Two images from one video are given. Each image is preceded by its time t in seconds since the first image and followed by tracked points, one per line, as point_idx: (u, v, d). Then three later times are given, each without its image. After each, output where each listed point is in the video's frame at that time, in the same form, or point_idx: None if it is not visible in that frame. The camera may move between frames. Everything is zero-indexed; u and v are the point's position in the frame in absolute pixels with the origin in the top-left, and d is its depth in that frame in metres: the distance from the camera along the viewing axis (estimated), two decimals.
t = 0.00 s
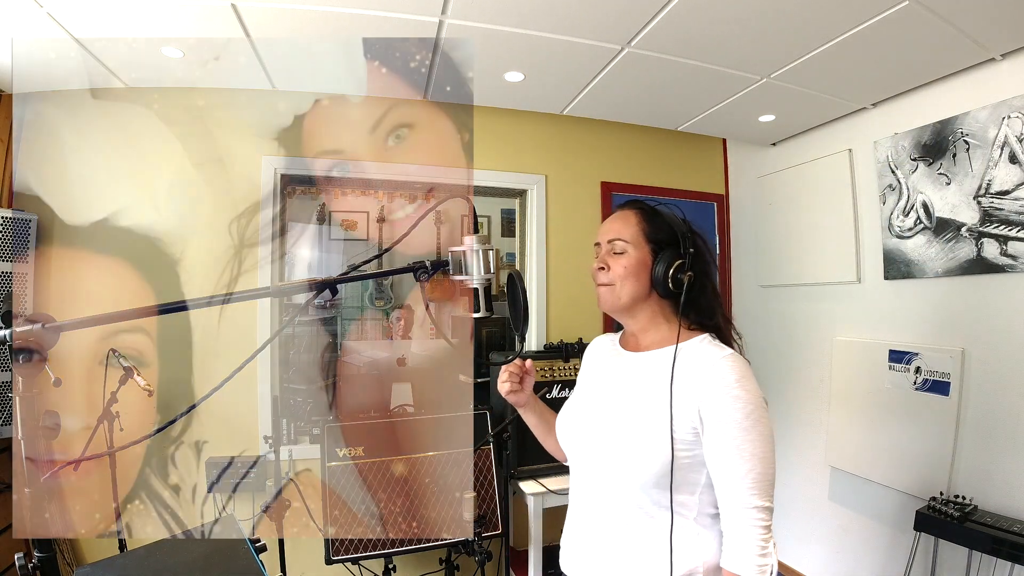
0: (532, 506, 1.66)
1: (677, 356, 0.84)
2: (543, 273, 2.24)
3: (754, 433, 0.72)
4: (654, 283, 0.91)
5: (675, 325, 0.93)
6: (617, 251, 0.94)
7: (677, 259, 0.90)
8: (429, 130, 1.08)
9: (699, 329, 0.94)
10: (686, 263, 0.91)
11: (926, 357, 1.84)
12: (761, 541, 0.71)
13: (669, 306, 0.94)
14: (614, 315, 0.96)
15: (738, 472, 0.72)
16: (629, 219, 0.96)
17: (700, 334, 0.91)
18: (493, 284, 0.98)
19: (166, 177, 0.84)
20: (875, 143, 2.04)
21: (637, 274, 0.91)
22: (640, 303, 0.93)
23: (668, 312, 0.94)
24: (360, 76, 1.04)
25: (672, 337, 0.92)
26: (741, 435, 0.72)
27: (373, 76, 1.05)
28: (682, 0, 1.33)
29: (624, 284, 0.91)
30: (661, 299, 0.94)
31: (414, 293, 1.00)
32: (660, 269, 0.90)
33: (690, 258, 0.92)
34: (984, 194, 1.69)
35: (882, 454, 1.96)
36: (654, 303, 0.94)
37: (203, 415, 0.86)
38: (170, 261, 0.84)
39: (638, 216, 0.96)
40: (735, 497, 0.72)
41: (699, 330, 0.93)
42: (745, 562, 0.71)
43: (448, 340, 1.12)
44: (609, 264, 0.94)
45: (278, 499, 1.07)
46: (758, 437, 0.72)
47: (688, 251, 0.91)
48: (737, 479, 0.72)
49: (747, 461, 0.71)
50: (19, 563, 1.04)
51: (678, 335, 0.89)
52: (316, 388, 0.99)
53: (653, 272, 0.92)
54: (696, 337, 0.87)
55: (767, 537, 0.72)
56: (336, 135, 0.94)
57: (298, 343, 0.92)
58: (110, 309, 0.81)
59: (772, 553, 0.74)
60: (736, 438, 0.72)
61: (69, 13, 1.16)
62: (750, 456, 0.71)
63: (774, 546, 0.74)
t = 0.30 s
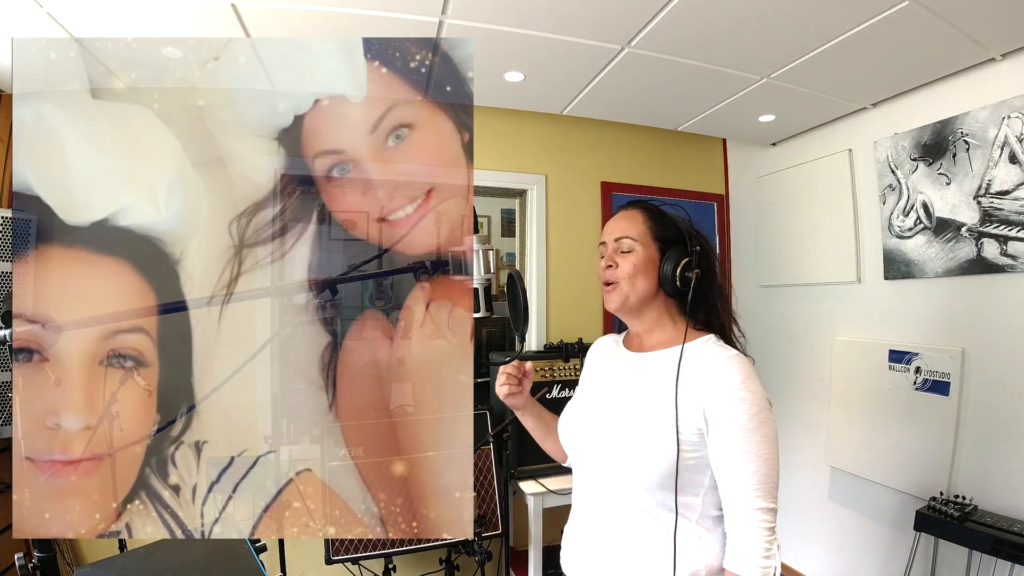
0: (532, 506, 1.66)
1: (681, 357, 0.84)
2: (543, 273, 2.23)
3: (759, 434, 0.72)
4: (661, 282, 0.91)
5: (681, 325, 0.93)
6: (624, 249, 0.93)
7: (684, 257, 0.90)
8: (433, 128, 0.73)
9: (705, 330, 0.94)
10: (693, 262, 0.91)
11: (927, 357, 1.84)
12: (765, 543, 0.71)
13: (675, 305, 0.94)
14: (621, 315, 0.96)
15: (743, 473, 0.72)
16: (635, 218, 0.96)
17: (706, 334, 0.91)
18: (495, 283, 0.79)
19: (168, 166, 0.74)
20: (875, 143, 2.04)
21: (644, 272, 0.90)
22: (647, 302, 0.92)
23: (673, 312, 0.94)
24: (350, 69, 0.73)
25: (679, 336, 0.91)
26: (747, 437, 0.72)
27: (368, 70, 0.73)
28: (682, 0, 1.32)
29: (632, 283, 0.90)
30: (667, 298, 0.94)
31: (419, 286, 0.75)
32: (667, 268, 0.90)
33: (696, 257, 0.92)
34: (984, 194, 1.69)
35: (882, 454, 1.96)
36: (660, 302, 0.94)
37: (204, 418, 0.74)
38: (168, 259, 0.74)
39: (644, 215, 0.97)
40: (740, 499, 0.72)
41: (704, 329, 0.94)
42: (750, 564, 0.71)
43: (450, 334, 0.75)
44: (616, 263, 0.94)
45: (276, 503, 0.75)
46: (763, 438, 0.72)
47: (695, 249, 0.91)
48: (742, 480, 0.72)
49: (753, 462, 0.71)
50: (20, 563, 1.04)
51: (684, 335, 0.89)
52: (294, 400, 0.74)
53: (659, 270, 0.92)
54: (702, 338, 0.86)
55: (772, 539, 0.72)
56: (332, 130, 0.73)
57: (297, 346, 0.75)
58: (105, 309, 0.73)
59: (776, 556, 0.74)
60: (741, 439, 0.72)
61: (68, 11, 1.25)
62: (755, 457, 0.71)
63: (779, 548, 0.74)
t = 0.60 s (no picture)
0: (532, 506, 1.66)
1: (678, 357, 0.84)
2: (543, 273, 2.24)
3: (756, 437, 0.72)
4: (655, 279, 0.92)
5: (677, 324, 0.93)
6: (618, 245, 0.95)
7: (678, 254, 0.90)
8: (432, 129, 0.72)
9: (702, 330, 0.93)
10: (687, 260, 0.90)
11: (927, 357, 1.84)
12: (757, 547, 0.71)
13: (671, 304, 0.94)
14: (616, 312, 0.97)
15: (739, 476, 0.72)
16: (632, 216, 0.97)
17: (702, 334, 0.90)
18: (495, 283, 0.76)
19: (167, 166, 0.73)
20: (875, 143, 2.04)
21: (637, 268, 0.91)
22: (641, 299, 0.93)
23: (669, 310, 0.94)
24: (349, 67, 0.72)
25: (675, 337, 0.91)
26: (744, 439, 0.72)
27: (367, 69, 0.72)
28: None
29: (625, 278, 0.92)
30: (663, 296, 0.94)
31: (420, 286, 0.75)
32: (660, 265, 0.90)
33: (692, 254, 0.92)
34: (984, 194, 1.69)
35: (881, 454, 1.97)
36: (656, 300, 0.94)
37: (205, 417, 0.74)
38: (168, 261, 0.74)
39: (641, 212, 0.98)
40: (735, 502, 0.72)
41: (701, 329, 0.93)
42: (740, 567, 0.71)
43: (450, 332, 0.74)
44: (609, 258, 0.96)
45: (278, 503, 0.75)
46: (760, 441, 0.72)
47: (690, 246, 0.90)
48: (738, 483, 0.72)
49: (749, 465, 0.71)
50: (19, 563, 1.03)
51: (678, 334, 0.89)
52: (291, 399, 0.74)
53: (653, 268, 0.92)
54: (699, 339, 0.86)
55: (766, 543, 0.72)
56: (331, 129, 0.73)
57: (295, 352, 0.75)
58: (105, 310, 0.73)
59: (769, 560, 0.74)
60: (737, 441, 0.72)
61: (68, 12, 1.26)
62: (751, 460, 0.71)
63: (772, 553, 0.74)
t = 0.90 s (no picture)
0: (532, 506, 1.66)
1: (678, 357, 0.84)
2: (543, 273, 2.24)
3: (754, 437, 0.72)
4: (654, 279, 0.92)
5: (676, 324, 0.93)
6: (616, 245, 0.95)
7: (677, 254, 0.91)
8: (433, 129, 0.72)
9: (700, 330, 0.93)
10: (685, 259, 0.91)
11: (927, 357, 1.84)
12: (754, 548, 0.71)
13: (670, 303, 0.94)
14: (616, 312, 0.97)
15: (736, 475, 0.72)
16: (629, 216, 0.97)
17: (702, 333, 0.90)
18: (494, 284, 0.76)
19: (167, 166, 0.73)
20: (875, 143, 2.04)
21: (636, 268, 0.92)
22: (640, 299, 0.93)
23: (668, 310, 0.94)
24: (349, 67, 0.72)
25: (674, 336, 0.91)
26: (742, 439, 0.72)
27: (368, 69, 0.72)
28: None
29: (624, 278, 0.92)
30: (661, 296, 0.94)
31: (420, 286, 0.75)
32: (658, 265, 0.90)
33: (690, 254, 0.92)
34: (984, 194, 1.69)
35: (881, 454, 1.97)
36: (655, 299, 0.94)
37: (204, 417, 0.74)
38: (168, 261, 0.74)
39: (639, 212, 0.98)
40: (732, 502, 0.72)
41: (700, 329, 0.93)
42: (737, 567, 0.71)
43: (450, 331, 0.74)
44: (608, 259, 0.96)
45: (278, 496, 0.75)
46: (759, 441, 0.72)
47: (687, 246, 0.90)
48: (736, 482, 0.71)
49: (747, 465, 0.71)
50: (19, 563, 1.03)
51: (678, 334, 0.89)
52: (291, 399, 0.74)
53: (652, 268, 0.92)
54: (698, 339, 0.86)
55: (762, 544, 0.72)
56: (332, 129, 0.73)
57: (295, 350, 0.75)
58: (105, 311, 0.73)
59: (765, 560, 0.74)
60: (736, 441, 0.72)
61: (68, 12, 1.26)
62: (749, 460, 0.71)
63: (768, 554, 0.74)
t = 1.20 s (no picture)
0: (532, 506, 1.66)
1: (676, 355, 0.85)
2: (543, 273, 2.24)
3: (755, 433, 0.72)
4: (652, 279, 0.92)
5: (676, 323, 0.93)
6: (614, 247, 0.96)
7: (675, 255, 0.91)
8: (433, 129, 0.72)
9: (700, 329, 0.93)
10: (683, 260, 0.91)
11: (927, 357, 1.84)
12: (758, 543, 0.71)
13: (668, 303, 0.94)
14: (615, 314, 0.97)
15: (739, 471, 0.72)
16: (626, 218, 0.97)
17: (702, 333, 0.90)
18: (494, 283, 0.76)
19: (167, 166, 0.73)
20: (875, 143, 2.04)
21: (634, 270, 0.92)
22: (639, 300, 0.93)
23: (667, 310, 0.94)
24: (349, 67, 0.72)
25: (673, 336, 0.91)
26: (743, 434, 0.72)
27: (368, 69, 0.72)
28: None
29: (623, 280, 0.92)
30: (660, 297, 0.94)
31: (420, 286, 0.75)
32: (656, 266, 0.90)
33: (687, 254, 0.92)
34: (984, 194, 1.69)
35: (881, 454, 1.97)
36: (653, 300, 0.94)
37: (205, 417, 0.74)
38: (168, 261, 0.74)
39: (636, 214, 0.98)
40: (735, 498, 0.72)
41: (699, 328, 0.93)
42: (742, 565, 0.71)
43: (450, 332, 0.74)
44: (606, 262, 0.96)
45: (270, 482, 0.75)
46: (760, 436, 0.73)
47: (685, 247, 0.91)
48: (739, 479, 0.72)
49: (750, 460, 0.71)
50: (19, 563, 1.03)
51: (677, 333, 0.89)
52: (291, 398, 0.74)
53: (650, 268, 0.92)
54: (697, 338, 0.87)
55: (765, 539, 0.72)
56: (332, 130, 0.73)
57: (297, 349, 0.75)
58: (104, 312, 0.73)
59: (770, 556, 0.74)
60: (736, 438, 0.72)
61: (68, 12, 1.26)
62: (752, 456, 0.72)
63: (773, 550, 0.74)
